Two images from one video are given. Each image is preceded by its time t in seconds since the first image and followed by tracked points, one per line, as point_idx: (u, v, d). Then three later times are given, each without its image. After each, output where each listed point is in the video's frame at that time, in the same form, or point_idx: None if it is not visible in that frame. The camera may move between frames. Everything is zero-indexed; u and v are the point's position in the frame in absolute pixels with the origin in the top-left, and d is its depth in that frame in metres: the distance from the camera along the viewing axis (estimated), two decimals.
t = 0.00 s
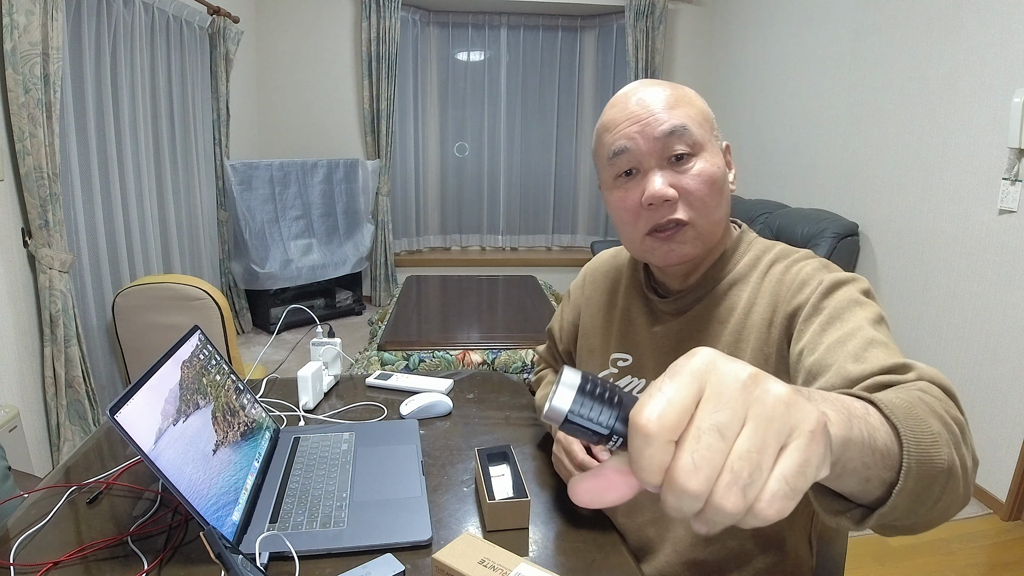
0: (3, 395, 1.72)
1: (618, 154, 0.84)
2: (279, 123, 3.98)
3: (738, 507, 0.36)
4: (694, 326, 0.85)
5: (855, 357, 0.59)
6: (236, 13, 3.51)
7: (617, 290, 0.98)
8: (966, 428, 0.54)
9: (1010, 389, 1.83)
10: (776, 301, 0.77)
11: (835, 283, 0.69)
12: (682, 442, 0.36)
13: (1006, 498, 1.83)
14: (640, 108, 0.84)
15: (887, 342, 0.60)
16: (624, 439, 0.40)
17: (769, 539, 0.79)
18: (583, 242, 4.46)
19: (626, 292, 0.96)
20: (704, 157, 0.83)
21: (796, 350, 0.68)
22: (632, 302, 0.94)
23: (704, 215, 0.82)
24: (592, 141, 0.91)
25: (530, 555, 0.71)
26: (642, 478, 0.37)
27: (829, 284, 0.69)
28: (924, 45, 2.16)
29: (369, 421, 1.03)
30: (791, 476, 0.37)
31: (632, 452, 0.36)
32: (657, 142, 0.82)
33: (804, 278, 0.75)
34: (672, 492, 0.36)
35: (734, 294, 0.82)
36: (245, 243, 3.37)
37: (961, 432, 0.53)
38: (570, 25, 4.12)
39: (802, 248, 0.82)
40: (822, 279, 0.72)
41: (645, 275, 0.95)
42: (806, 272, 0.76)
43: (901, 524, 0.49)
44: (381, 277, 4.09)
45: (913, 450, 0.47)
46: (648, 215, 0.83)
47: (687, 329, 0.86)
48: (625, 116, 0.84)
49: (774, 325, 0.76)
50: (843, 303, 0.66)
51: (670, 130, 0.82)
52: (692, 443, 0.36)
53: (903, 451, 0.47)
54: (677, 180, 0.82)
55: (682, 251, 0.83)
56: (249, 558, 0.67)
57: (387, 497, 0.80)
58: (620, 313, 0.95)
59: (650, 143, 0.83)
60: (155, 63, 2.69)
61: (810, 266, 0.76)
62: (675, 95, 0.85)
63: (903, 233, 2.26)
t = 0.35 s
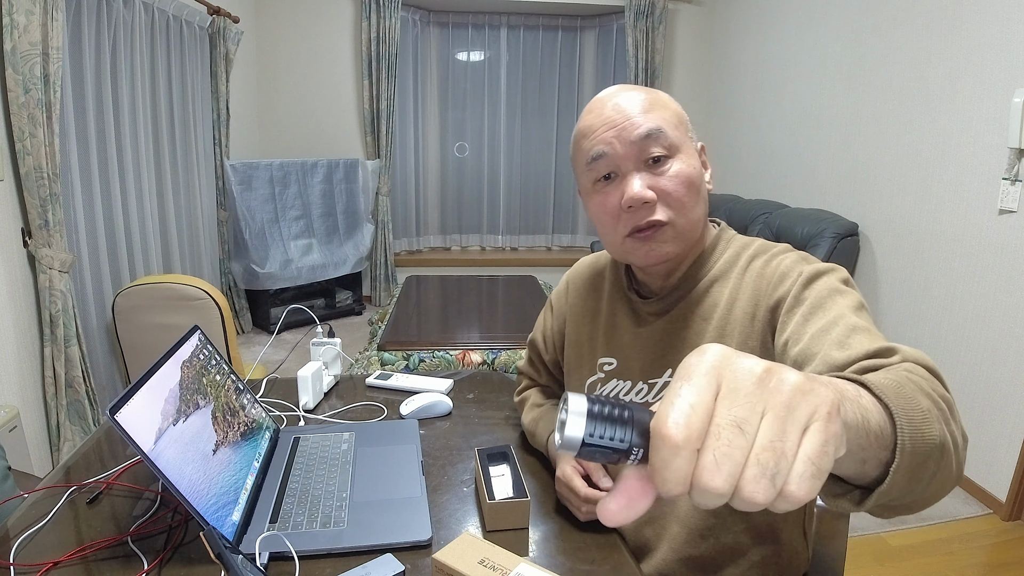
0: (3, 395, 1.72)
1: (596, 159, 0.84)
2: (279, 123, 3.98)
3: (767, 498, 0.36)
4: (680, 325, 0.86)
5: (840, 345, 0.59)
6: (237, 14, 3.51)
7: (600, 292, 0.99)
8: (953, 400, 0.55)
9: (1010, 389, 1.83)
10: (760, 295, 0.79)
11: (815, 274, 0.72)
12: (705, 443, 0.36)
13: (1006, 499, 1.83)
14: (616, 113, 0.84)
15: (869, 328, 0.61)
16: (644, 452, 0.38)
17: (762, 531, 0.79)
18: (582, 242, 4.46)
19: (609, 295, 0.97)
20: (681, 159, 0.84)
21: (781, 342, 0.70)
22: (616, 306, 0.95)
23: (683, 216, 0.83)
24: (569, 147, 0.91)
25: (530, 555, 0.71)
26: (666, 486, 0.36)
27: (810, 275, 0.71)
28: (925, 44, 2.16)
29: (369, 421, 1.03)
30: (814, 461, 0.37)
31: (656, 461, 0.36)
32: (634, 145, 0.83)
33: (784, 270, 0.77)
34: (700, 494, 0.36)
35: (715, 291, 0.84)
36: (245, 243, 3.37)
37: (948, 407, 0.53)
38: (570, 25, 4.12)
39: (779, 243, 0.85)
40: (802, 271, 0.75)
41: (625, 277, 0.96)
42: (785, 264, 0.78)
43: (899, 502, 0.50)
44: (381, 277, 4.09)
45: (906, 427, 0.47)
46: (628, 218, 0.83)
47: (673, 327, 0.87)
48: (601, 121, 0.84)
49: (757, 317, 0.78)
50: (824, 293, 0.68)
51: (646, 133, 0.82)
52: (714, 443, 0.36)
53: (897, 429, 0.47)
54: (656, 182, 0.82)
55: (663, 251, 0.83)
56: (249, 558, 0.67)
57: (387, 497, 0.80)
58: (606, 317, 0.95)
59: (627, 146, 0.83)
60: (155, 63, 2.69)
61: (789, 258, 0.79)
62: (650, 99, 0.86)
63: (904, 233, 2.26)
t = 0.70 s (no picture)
0: (3, 395, 1.72)
1: (572, 163, 0.88)
2: (279, 123, 3.98)
3: (752, 443, 0.34)
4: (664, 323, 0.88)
5: (816, 329, 0.59)
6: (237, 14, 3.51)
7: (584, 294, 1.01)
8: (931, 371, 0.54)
9: (1010, 388, 1.83)
10: (741, 286, 0.81)
11: (791, 264, 0.74)
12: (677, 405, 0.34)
13: (1006, 499, 1.83)
14: (590, 118, 0.87)
15: (845, 309, 0.62)
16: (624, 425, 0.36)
17: (758, 527, 0.79)
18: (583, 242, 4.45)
19: (593, 298, 0.98)
20: (654, 159, 0.87)
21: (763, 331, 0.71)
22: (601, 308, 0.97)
23: (659, 214, 0.86)
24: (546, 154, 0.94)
25: (529, 556, 0.71)
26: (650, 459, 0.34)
27: (786, 264, 0.74)
28: (925, 44, 2.16)
29: (369, 421, 1.03)
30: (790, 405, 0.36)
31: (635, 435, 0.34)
32: (608, 148, 0.86)
33: (761, 263, 0.80)
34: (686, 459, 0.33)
35: (696, 289, 0.86)
36: (245, 243, 3.37)
37: (926, 379, 0.53)
38: (570, 25, 4.12)
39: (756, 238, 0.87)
40: (778, 262, 0.77)
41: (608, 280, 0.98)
42: (761, 257, 0.81)
43: (883, 473, 0.48)
44: (381, 277, 4.08)
45: (878, 396, 0.46)
46: (606, 219, 0.86)
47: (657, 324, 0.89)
48: (576, 127, 0.88)
49: (739, 309, 0.80)
50: (801, 281, 0.69)
51: (620, 136, 0.86)
52: (687, 404, 0.34)
53: (870, 399, 0.46)
54: (631, 183, 0.85)
55: (641, 250, 0.86)
56: (249, 558, 0.67)
57: (387, 497, 0.80)
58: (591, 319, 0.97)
59: (602, 150, 0.86)
60: (155, 63, 2.69)
61: (766, 250, 0.82)
62: (622, 104, 0.90)
63: (904, 232, 2.26)
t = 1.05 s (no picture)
0: (3, 395, 1.72)
1: (565, 163, 0.88)
2: (279, 123, 3.98)
3: (716, 343, 0.31)
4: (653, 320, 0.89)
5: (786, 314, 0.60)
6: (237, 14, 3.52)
7: (576, 290, 1.02)
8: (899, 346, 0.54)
9: (1011, 388, 1.83)
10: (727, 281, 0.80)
11: (773, 256, 0.74)
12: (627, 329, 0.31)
13: (1006, 498, 1.83)
14: (583, 118, 0.87)
15: (818, 293, 0.63)
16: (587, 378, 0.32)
17: (756, 524, 0.80)
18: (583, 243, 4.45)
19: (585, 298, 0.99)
20: (646, 158, 0.88)
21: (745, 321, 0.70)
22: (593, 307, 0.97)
23: (652, 212, 0.86)
24: (539, 154, 0.94)
25: (530, 555, 0.71)
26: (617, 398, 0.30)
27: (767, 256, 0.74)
28: (925, 43, 2.16)
29: (369, 421, 1.03)
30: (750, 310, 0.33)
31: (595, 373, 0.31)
32: (601, 148, 0.86)
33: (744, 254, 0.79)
34: (651, 380, 0.30)
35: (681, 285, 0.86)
36: (245, 243, 3.37)
37: (894, 352, 0.52)
38: (570, 25, 4.12)
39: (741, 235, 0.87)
40: (759, 253, 0.77)
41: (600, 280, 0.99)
42: (749, 252, 0.79)
43: (848, 448, 0.48)
44: (381, 277, 4.08)
45: (838, 366, 0.46)
46: (599, 218, 0.87)
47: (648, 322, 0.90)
48: (569, 126, 0.87)
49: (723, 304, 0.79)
50: (780, 271, 0.70)
51: (613, 135, 0.86)
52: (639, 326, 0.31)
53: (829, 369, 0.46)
54: (625, 181, 0.86)
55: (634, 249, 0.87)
56: (249, 558, 0.67)
57: (386, 497, 0.80)
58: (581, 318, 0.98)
59: (595, 149, 0.86)
60: (154, 62, 2.69)
61: (749, 243, 0.81)
62: (614, 104, 0.90)
63: (904, 232, 2.25)
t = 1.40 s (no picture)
0: (3, 395, 1.72)
1: (554, 165, 0.88)
2: (279, 123, 3.98)
3: (574, 394, 0.37)
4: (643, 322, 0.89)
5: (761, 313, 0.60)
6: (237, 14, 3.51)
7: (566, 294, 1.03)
8: (860, 343, 0.55)
9: (1010, 388, 1.83)
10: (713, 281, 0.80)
11: (755, 255, 0.74)
12: (510, 348, 0.39)
13: (1006, 498, 1.83)
14: (571, 119, 0.87)
15: (794, 294, 0.63)
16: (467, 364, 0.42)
17: (754, 523, 0.80)
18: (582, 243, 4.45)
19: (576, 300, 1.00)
20: (635, 159, 0.88)
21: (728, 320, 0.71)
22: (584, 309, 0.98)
23: (641, 214, 0.87)
24: (527, 155, 0.94)
25: (530, 556, 0.71)
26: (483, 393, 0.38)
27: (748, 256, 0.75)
28: (925, 44, 2.16)
29: (369, 421, 1.03)
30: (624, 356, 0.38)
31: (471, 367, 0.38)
32: (589, 150, 0.86)
33: (728, 256, 0.80)
34: (511, 394, 0.37)
35: (668, 286, 0.86)
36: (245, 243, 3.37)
37: (850, 354, 0.52)
38: (570, 25, 4.12)
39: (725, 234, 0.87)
40: (745, 253, 0.77)
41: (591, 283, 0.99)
42: (732, 252, 0.80)
43: (789, 446, 0.49)
44: (381, 277, 4.08)
45: (769, 366, 0.47)
46: (588, 219, 0.87)
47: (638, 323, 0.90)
48: (557, 128, 0.87)
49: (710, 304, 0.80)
50: (761, 269, 0.70)
51: (601, 137, 0.86)
52: (519, 346, 0.38)
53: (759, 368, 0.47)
54: (613, 183, 0.86)
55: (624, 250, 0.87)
56: (249, 558, 0.67)
57: (387, 498, 0.80)
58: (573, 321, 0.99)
59: (584, 151, 0.86)
60: (154, 63, 2.69)
61: (734, 244, 0.82)
62: (602, 105, 0.90)
63: (904, 232, 2.25)
